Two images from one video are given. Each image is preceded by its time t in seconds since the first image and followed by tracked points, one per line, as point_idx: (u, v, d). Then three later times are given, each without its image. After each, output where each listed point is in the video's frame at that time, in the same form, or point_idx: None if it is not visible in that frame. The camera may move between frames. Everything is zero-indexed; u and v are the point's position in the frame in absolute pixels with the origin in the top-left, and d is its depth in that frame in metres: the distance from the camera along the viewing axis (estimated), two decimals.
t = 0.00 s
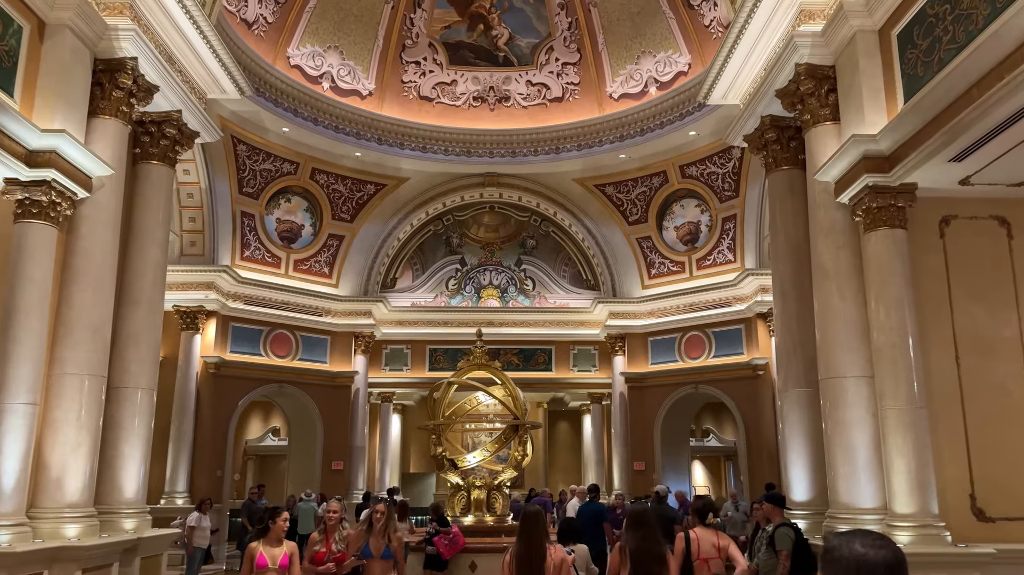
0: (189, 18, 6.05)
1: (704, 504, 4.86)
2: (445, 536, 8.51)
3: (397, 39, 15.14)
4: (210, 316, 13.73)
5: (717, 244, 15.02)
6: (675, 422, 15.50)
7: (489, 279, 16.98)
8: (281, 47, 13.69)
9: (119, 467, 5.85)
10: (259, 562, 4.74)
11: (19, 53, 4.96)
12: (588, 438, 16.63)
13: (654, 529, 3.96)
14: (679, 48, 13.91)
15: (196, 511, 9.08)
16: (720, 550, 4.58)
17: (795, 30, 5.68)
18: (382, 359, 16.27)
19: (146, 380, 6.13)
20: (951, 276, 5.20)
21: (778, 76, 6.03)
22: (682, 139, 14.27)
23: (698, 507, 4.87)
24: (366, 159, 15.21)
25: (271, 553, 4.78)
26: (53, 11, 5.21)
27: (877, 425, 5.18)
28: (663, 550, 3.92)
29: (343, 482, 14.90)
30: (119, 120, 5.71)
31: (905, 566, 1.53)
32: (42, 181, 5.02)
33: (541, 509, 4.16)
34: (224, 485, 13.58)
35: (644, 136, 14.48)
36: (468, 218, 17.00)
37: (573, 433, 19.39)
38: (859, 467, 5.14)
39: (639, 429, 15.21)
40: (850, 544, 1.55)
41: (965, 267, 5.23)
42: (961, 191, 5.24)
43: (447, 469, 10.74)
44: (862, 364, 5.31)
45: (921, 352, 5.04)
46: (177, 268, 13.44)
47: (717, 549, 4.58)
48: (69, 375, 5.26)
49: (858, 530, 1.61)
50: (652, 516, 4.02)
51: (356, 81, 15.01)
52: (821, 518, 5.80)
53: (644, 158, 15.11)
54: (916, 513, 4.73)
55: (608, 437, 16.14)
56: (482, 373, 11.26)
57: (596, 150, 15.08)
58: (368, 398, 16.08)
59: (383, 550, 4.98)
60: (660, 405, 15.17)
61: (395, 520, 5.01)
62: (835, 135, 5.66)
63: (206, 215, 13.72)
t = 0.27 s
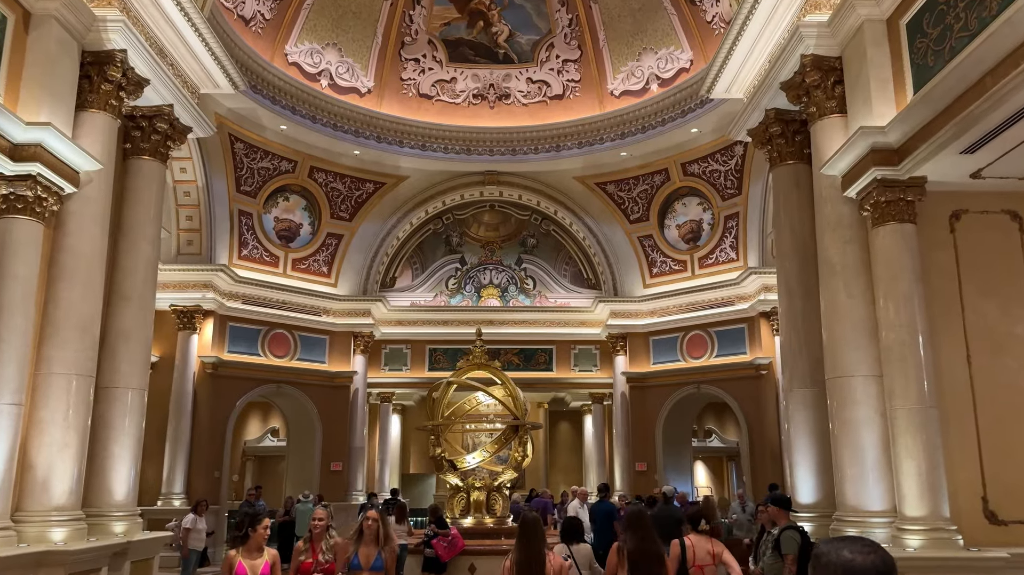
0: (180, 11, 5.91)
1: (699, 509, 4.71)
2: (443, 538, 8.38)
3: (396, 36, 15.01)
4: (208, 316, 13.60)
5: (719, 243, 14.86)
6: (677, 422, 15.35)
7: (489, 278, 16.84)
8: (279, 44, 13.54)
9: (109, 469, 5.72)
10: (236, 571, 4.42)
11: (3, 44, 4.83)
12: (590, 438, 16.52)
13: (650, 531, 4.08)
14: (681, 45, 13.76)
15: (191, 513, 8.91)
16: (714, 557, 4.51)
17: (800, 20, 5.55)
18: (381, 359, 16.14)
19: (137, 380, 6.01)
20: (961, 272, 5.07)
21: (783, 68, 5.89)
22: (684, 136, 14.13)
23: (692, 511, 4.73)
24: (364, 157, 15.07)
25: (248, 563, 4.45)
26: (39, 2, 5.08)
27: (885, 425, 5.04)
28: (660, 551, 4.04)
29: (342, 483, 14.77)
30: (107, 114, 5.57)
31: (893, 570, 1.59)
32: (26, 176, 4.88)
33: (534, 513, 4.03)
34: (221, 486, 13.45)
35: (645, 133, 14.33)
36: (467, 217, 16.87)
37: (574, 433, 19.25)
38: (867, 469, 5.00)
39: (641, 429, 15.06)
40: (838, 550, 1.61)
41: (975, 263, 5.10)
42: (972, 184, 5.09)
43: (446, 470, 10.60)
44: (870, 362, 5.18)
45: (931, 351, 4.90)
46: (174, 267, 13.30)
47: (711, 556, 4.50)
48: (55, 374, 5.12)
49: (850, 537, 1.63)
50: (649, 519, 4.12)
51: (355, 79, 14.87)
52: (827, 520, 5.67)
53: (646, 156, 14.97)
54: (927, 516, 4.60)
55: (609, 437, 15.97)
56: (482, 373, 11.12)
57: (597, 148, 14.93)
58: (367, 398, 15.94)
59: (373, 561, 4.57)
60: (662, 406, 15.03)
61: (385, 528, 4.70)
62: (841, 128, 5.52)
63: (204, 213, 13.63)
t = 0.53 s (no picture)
0: None
1: (691, 503, 5.15)
2: (445, 537, 8.26)
3: (397, 31, 14.89)
4: (208, 313, 13.49)
5: (724, 239, 14.70)
6: (682, 420, 15.21)
7: (492, 275, 16.72)
8: (279, 39, 13.41)
9: (104, 466, 5.61)
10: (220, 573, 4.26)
11: None
12: (594, 437, 16.43)
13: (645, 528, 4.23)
14: (685, 39, 13.62)
15: (190, 511, 8.75)
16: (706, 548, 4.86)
17: (811, 4, 5.42)
18: (383, 357, 16.02)
19: (132, 375, 5.88)
20: (977, 262, 4.93)
21: (792, 54, 5.77)
22: (688, 131, 13.99)
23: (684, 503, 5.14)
24: (365, 153, 14.94)
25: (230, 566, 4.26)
26: None
27: (899, 420, 4.91)
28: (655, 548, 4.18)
29: (344, 482, 14.65)
30: (101, 102, 5.45)
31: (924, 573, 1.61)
32: (17, 164, 4.76)
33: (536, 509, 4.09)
34: (222, 485, 13.33)
35: (649, 129, 14.19)
36: (470, 214, 16.75)
37: (577, 432, 19.12)
38: (880, 465, 4.87)
39: (645, 428, 14.92)
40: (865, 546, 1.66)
41: (991, 253, 4.96)
42: (989, 172, 4.95)
43: (448, 468, 10.47)
44: (883, 355, 5.04)
45: (947, 343, 4.77)
46: (174, 264, 13.18)
47: (704, 546, 4.85)
48: (47, 367, 5.01)
49: (871, 532, 1.73)
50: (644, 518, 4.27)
51: (356, 75, 14.74)
52: (838, 518, 5.55)
53: (649, 151, 14.83)
54: (943, 513, 4.47)
55: (613, 436, 15.83)
56: (484, 370, 10.99)
57: (600, 143, 14.77)
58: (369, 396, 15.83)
59: (365, 559, 4.34)
60: (666, 403, 14.89)
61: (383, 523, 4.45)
62: (852, 115, 5.39)
63: (204, 210, 13.50)
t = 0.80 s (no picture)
0: None
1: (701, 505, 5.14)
2: (450, 539, 8.13)
3: (401, 27, 14.76)
4: (210, 312, 13.38)
5: (732, 236, 14.52)
6: (689, 420, 15.04)
7: (496, 274, 16.58)
8: (281, 35, 13.25)
9: (101, 466, 5.48)
10: None
11: None
12: (601, 437, 16.30)
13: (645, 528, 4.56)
14: (692, 34, 13.45)
15: (193, 512, 8.57)
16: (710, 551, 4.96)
17: None
18: (387, 356, 15.90)
19: (129, 374, 5.75)
20: (999, 256, 4.79)
21: (806, 43, 5.65)
22: (695, 127, 13.83)
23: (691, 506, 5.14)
24: (369, 150, 14.80)
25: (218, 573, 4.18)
26: None
27: (919, 418, 4.76)
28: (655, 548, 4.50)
29: (348, 482, 14.53)
30: (96, 95, 5.32)
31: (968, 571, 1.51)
32: (9, 156, 4.62)
33: (549, 512, 4.22)
34: (224, 486, 13.21)
35: (655, 125, 14.01)
36: (474, 212, 16.62)
37: (583, 431, 18.98)
38: (899, 465, 4.73)
39: (652, 428, 14.76)
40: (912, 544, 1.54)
41: (1014, 246, 4.81)
42: (1013, 163, 4.79)
43: (452, 469, 10.32)
44: (902, 352, 4.90)
45: (970, 339, 4.62)
46: (176, 263, 13.05)
47: (708, 550, 4.96)
48: (40, 366, 4.87)
49: (916, 530, 1.60)
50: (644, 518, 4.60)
51: (359, 71, 14.61)
52: (856, 520, 5.41)
53: (656, 148, 14.66)
54: (967, 515, 4.32)
55: (619, 435, 15.71)
56: (489, 369, 10.85)
57: (606, 140, 14.61)
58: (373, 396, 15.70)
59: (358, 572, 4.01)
60: (673, 403, 14.73)
61: (379, 531, 4.14)
62: (869, 104, 5.25)
63: (206, 208, 13.37)
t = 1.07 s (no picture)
0: None
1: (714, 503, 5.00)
2: (455, 539, 7.97)
3: (405, 22, 14.65)
4: (213, 310, 13.27)
5: (740, 232, 14.34)
6: (697, 418, 14.87)
7: (502, 272, 16.44)
8: (285, 31, 13.10)
9: (98, 465, 5.35)
10: None
11: None
12: (607, 436, 16.14)
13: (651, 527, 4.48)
14: (699, 27, 13.28)
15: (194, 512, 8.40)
16: (724, 550, 4.84)
17: None
18: (392, 355, 15.77)
19: (127, 371, 5.62)
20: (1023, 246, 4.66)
21: (820, 30, 5.56)
22: (702, 122, 13.65)
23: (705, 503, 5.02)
24: (373, 147, 14.65)
25: None
26: None
27: (941, 414, 4.63)
28: (656, 547, 4.38)
29: (352, 482, 14.39)
30: (91, 84, 5.19)
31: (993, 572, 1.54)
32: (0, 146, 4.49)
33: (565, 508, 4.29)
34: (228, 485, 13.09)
35: (663, 120, 13.84)
36: (479, 209, 16.49)
37: (590, 431, 18.83)
38: (920, 463, 4.60)
39: (659, 427, 14.56)
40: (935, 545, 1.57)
41: None
42: None
43: (458, 468, 10.18)
44: (923, 346, 4.76)
45: (994, 333, 4.47)
46: (179, 261, 12.92)
47: (722, 549, 4.84)
48: (34, 361, 4.74)
49: (942, 531, 1.63)
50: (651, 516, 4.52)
51: (363, 67, 14.47)
52: (874, 520, 5.27)
53: (663, 144, 14.49)
54: (992, 515, 4.19)
55: (626, 434, 15.60)
56: (495, 367, 10.70)
57: (613, 135, 14.43)
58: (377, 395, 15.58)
59: None
60: (681, 401, 14.56)
61: (367, 536, 3.98)
62: (887, 91, 5.11)
63: (209, 205, 13.25)
